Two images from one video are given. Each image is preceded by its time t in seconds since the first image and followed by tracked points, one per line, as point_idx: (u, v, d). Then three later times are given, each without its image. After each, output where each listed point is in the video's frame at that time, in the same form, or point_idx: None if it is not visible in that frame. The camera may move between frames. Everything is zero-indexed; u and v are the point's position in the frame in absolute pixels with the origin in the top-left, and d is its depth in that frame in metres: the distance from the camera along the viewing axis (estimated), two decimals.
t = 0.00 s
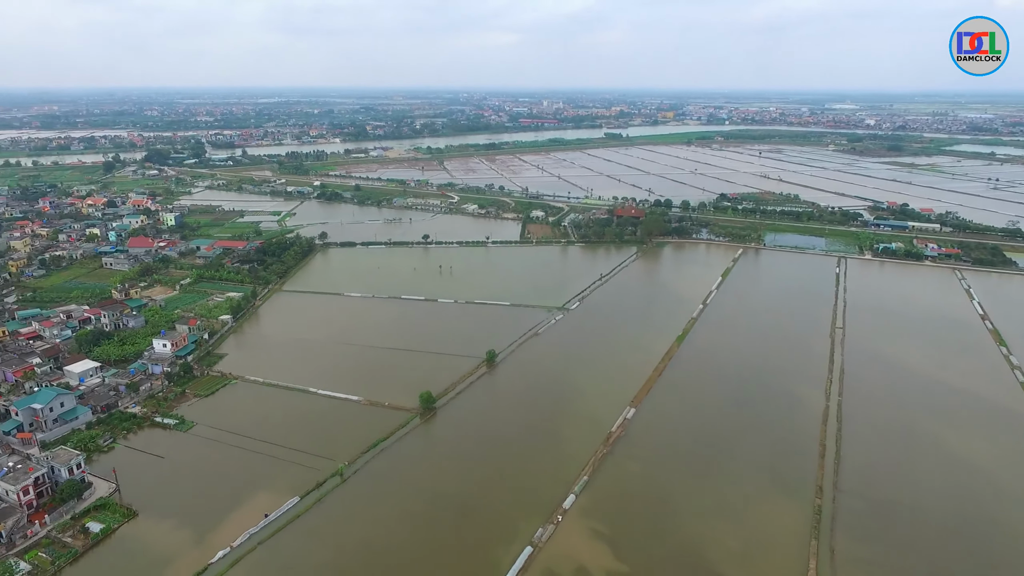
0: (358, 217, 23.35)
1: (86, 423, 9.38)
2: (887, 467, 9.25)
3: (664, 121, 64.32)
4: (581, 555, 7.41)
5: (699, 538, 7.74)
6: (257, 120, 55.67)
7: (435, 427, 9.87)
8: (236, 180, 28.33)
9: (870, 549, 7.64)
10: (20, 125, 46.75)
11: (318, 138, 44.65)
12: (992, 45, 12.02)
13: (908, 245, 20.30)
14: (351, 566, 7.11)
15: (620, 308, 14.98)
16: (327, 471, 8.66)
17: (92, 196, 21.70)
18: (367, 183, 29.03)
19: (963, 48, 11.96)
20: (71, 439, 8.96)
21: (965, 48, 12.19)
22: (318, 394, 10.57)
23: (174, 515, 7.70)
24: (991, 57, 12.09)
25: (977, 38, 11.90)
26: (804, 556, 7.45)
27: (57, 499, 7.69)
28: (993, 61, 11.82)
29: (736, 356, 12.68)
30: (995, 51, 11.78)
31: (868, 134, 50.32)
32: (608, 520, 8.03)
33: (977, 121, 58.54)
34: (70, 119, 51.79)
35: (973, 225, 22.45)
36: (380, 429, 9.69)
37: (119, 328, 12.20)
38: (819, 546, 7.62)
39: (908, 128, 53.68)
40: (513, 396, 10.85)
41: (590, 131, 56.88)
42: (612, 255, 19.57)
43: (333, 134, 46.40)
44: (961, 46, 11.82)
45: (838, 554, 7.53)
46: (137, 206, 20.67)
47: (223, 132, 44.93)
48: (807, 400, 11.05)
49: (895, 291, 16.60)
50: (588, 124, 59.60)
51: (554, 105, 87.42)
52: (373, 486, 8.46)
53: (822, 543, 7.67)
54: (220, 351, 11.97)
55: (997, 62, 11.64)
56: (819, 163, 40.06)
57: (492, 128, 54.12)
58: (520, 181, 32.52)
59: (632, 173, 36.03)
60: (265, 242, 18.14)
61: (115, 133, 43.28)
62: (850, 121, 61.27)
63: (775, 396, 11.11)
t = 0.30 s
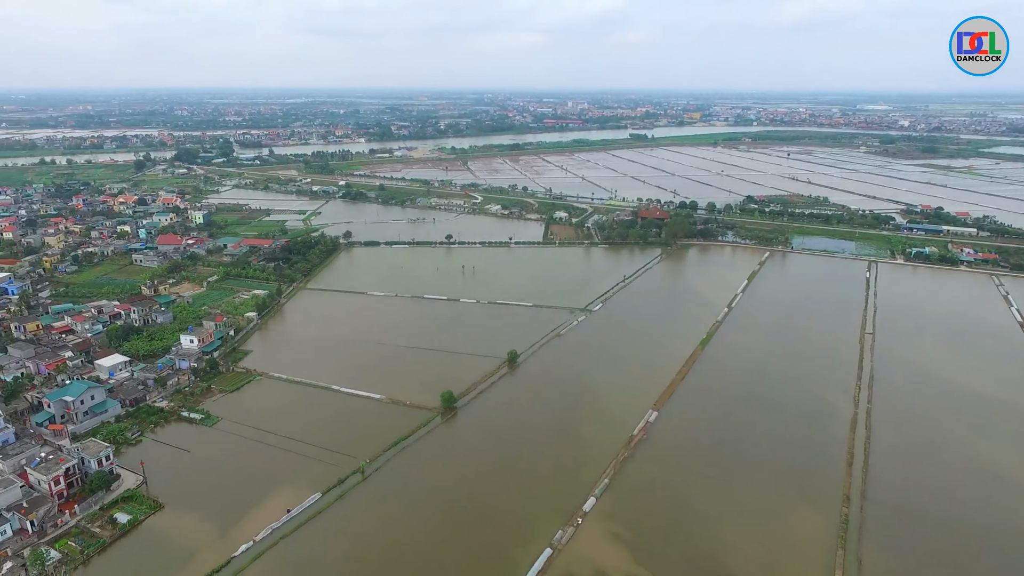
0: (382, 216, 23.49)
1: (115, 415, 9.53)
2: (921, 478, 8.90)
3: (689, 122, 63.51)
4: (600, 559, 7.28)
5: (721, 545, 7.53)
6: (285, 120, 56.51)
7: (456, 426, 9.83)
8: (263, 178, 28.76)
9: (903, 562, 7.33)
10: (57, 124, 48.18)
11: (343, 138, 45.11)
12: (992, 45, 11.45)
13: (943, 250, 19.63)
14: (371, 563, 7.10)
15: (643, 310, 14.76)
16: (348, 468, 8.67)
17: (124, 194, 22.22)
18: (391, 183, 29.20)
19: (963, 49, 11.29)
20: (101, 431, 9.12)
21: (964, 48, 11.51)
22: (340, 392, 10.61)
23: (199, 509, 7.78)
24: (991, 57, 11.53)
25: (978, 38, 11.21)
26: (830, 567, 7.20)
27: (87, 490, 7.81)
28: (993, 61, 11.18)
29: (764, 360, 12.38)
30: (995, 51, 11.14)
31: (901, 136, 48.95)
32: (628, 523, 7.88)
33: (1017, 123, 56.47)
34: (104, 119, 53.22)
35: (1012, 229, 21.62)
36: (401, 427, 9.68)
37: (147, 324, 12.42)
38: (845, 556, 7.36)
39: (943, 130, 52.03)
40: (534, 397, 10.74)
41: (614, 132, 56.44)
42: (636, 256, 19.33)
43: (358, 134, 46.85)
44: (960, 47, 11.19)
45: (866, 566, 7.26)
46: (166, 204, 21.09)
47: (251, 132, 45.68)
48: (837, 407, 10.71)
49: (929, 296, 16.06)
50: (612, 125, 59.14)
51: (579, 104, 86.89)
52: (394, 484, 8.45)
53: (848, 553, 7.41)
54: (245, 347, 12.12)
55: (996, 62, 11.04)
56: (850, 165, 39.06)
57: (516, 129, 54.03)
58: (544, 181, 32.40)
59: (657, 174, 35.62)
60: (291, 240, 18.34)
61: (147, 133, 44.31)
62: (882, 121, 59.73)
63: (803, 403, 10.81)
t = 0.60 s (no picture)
0: (406, 216, 23.61)
1: (144, 409, 9.68)
2: (957, 489, 8.54)
3: (716, 123, 62.61)
4: (621, 563, 7.15)
5: (745, 552, 7.33)
6: (312, 120, 57.30)
7: (478, 426, 9.77)
8: (290, 178, 29.15)
9: None
10: (93, 124, 49.57)
11: (369, 138, 45.53)
12: (992, 45, 11.19)
13: (980, 255, 18.92)
14: (391, 561, 7.07)
15: (667, 313, 14.53)
16: (370, 465, 8.67)
17: (155, 192, 22.71)
18: (415, 182, 29.35)
19: (962, 48, 11.11)
20: (130, 424, 9.28)
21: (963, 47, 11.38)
22: (363, 390, 10.65)
23: (223, 502, 7.84)
24: (991, 57, 11.25)
25: (977, 37, 11.05)
26: None
27: (116, 481, 7.93)
28: (994, 61, 10.92)
29: (791, 365, 12.05)
30: (997, 51, 10.91)
31: (937, 137, 47.49)
32: (650, 527, 7.72)
33: None
34: (137, 118, 54.60)
35: None
36: (422, 426, 9.65)
37: (176, 320, 12.64)
38: (874, 568, 7.10)
39: (982, 131, 50.32)
40: (556, 399, 10.62)
41: (640, 133, 55.92)
42: (660, 258, 19.06)
43: (383, 134, 47.26)
44: (958, 46, 11.01)
45: None
46: (195, 202, 21.50)
47: (278, 132, 46.41)
48: (867, 414, 10.36)
49: (965, 302, 15.48)
50: (638, 126, 58.61)
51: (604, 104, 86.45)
52: (416, 482, 8.41)
53: (877, 564, 7.14)
54: (270, 344, 12.25)
55: (998, 62, 10.80)
56: (883, 167, 38.01)
57: (540, 129, 53.87)
58: (568, 182, 32.22)
59: (683, 175, 35.15)
60: (316, 239, 18.52)
61: (178, 133, 45.34)
62: (916, 122, 58.06)
63: (831, 409, 10.47)
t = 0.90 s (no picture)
0: (430, 216, 23.70)
1: (172, 403, 9.83)
2: (997, 502, 8.16)
3: (745, 124, 61.54)
4: (641, 567, 7.00)
5: (770, 561, 7.11)
6: (338, 121, 58.00)
7: (499, 426, 9.69)
8: (317, 177, 29.49)
9: None
10: (127, 123, 50.88)
11: (394, 138, 45.88)
12: (992, 45, 10.88)
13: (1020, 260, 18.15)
14: (410, 559, 7.04)
15: (693, 316, 14.25)
16: (391, 463, 8.66)
17: (186, 190, 23.18)
18: (440, 182, 29.46)
19: (962, 49, 10.86)
20: (158, 418, 9.42)
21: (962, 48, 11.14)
22: (385, 388, 10.65)
23: (247, 496, 7.90)
24: (991, 57, 10.93)
25: (975, 37, 10.82)
26: None
27: (144, 474, 8.03)
28: (993, 61, 10.67)
29: (821, 371, 11.71)
30: (995, 51, 10.65)
31: (976, 139, 45.84)
32: (672, 532, 7.55)
33: None
34: (169, 118, 55.91)
35: None
36: (443, 425, 9.61)
37: (203, 316, 12.84)
38: None
39: None
40: (577, 401, 10.48)
41: (666, 134, 55.28)
42: (685, 260, 18.76)
43: (408, 135, 47.58)
44: (957, 46, 10.70)
45: None
46: (224, 200, 21.89)
47: (306, 131, 47.07)
48: (899, 423, 10.01)
49: (1004, 308, 14.88)
50: (664, 127, 57.99)
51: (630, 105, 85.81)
52: (437, 482, 8.37)
53: None
54: (295, 341, 12.36)
55: (997, 62, 10.53)
56: (918, 169, 36.82)
57: (565, 129, 53.63)
58: (592, 183, 31.98)
59: (710, 177, 34.61)
60: (341, 238, 18.67)
61: (209, 132, 46.32)
62: (954, 123, 56.16)
63: (862, 417, 10.13)
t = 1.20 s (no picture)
0: (454, 216, 23.74)
1: (199, 398, 9.97)
2: None
3: (774, 125, 60.35)
4: (662, 572, 6.85)
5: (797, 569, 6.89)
6: (365, 120, 58.64)
7: (521, 427, 9.60)
8: (343, 177, 29.80)
9: None
10: (161, 123, 52.19)
11: (419, 138, 46.14)
12: (993, 44, 10.45)
13: None
14: (430, 558, 6.99)
15: (719, 319, 13.97)
16: (413, 462, 8.64)
17: (215, 189, 23.62)
18: (465, 183, 29.52)
19: (962, 49, 10.49)
20: (185, 412, 9.56)
21: (962, 47, 10.80)
22: (408, 387, 10.66)
23: (271, 491, 7.96)
24: (992, 57, 10.52)
25: (976, 37, 10.44)
26: None
27: (171, 467, 8.14)
28: (994, 61, 10.28)
29: (852, 377, 11.35)
30: (995, 51, 10.26)
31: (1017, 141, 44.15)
32: (695, 537, 7.38)
33: None
34: (201, 117, 57.11)
35: None
36: (464, 425, 9.56)
37: (230, 313, 13.03)
38: None
39: None
40: (599, 403, 10.33)
41: (693, 135, 54.54)
42: (712, 263, 18.43)
43: (434, 135, 47.83)
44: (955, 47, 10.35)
45: None
46: (252, 199, 22.25)
47: (332, 132, 47.64)
48: (934, 432, 9.64)
49: None
50: (691, 127, 57.22)
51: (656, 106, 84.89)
52: (458, 481, 8.33)
53: None
54: (320, 339, 12.45)
55: (997, 62, 10.13)
56: (956, 171, 35.60)
57: (590, 130, 53.27)
58: (617, 184, 31.67)
59: (738, 178, 34.00)
60: (365, 237, 18.80)
61: (238, 132, 47.17)
62: (994, 124, 54.17)
63: (895, 425, 9.78)
